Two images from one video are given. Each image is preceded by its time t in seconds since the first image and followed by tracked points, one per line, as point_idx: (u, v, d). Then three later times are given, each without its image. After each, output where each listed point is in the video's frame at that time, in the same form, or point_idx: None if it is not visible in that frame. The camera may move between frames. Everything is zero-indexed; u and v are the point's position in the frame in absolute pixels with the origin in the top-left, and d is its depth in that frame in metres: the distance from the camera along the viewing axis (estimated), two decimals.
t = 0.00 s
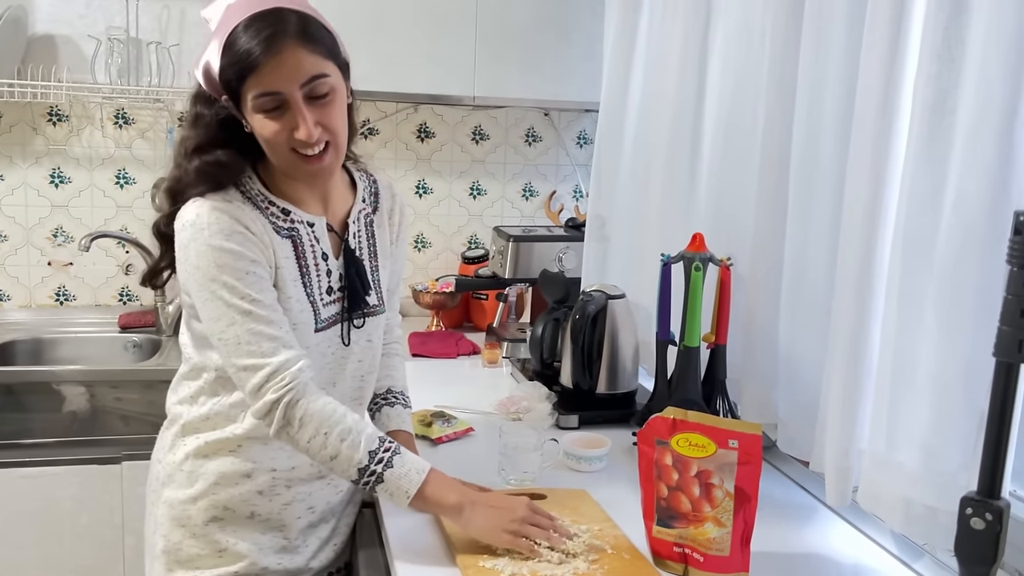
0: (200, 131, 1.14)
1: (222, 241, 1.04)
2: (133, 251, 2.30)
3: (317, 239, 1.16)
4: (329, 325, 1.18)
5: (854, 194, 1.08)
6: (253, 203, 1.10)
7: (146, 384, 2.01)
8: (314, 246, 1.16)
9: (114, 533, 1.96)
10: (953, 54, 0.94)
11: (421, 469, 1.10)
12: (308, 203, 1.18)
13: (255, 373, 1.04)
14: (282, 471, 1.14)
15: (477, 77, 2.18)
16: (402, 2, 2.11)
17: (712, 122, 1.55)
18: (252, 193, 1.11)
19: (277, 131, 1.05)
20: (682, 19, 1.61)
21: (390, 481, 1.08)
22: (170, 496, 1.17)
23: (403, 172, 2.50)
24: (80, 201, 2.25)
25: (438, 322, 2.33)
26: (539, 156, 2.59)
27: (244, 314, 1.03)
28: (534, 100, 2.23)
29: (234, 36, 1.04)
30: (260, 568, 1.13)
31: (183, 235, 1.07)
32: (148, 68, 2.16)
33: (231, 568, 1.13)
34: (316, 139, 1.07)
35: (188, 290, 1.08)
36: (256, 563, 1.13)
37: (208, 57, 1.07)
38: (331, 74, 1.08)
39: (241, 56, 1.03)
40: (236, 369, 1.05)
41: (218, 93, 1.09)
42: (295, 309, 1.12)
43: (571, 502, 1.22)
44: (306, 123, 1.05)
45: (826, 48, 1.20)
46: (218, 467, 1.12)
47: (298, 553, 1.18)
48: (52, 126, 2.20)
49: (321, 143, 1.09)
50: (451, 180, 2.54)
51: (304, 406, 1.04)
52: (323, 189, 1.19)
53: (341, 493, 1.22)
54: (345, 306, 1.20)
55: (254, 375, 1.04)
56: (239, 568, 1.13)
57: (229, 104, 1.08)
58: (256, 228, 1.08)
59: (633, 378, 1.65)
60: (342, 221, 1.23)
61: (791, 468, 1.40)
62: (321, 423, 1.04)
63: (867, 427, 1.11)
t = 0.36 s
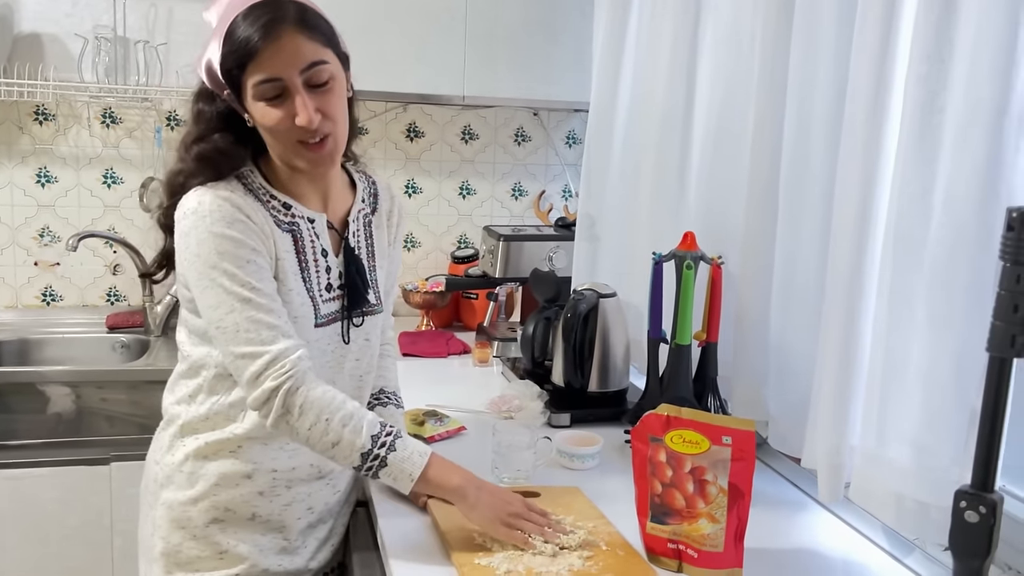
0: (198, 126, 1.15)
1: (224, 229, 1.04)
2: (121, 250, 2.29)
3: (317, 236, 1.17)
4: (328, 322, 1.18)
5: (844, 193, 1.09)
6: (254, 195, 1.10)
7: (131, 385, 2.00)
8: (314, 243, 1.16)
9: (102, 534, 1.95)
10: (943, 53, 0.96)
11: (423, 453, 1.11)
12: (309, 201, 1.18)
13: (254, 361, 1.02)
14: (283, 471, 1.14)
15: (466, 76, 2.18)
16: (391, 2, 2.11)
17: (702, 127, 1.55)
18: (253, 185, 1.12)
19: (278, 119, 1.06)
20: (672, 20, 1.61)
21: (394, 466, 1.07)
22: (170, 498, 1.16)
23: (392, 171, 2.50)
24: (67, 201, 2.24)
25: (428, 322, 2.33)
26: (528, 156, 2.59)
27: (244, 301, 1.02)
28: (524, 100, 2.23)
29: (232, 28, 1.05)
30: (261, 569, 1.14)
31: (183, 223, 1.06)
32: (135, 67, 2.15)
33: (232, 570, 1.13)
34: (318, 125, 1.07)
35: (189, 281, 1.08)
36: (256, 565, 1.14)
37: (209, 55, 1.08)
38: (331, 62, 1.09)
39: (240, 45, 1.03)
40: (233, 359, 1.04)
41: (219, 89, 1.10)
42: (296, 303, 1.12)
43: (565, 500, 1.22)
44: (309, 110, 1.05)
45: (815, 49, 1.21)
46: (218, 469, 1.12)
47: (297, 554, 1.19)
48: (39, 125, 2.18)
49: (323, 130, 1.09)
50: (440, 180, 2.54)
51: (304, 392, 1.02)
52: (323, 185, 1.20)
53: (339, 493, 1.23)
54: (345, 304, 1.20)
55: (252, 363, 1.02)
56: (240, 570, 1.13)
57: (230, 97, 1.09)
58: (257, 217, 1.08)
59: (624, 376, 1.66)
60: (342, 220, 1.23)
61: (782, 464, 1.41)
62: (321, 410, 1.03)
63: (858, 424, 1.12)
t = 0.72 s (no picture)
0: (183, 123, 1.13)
1: (234, 222, 1.02)
2: (102, 251, 2.27)
3: (308, 231, 1.17)
4: (323, 317, 1.18)
5: (830, 194, 1.12)
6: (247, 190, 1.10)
7: (109, 387, 1.96)
8: (305, 238, 1.16)
9: (86, 538, 1.93)
10: (927, 57, 0.98)
11: (420, 470, 1.10)
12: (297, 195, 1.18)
13: (268, 354, 1.00)
14: (281, 475, 1.15)
15: (451, 76, 2.19)
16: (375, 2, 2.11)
17: (688, 125, 1.57)
18: (246, 182, 1.11)
19: (273, 113, 1.06)
20: (657, 22, 1.63)
21: (389, 476, 1.06)
22: (168, 506, 1.15)
23: (375, 172, 2.49)
24: (47, 202, 2.21)
25: (413, 322, 2.33)
26: (511, 156, 2.60)
27: (258, 293, 1.01)
28: (508, 100, 2.24)
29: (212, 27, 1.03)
30: None
31: (186, 220, 1.03)
32: (117, 67, 2.14)
33: None
34: (312, 116, 1.08)
35: (188, 278, 1.04)
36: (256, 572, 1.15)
37: (192, 61, 1.06)
38: (314, 51, 1.09)
39: (227, 42, 1.02)
40: (242, 353, 1.01)
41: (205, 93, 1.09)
42: (296, 298, 1.12)
43: (556, 498, 1.23)
44: (303, 100, 1.06)
45: (800, 50, 1.23)
46: (217, 476, 1.12)
47: (297, 557, 1.20)
48: (18, 126, 2.16)
49: (316, 121, 1.10)
50: (423, 180, 2.54)
51: (317, 388, 1.01)
52: (310, 182, 1.20)
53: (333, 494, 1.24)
54: (335, 299, 1.21)
55: (265, 356, 1.00)
56: None
57: (217, 100, 1.08)
58: (262, 212, 1.07)
59: (610, 374, 1.68)
60: (326, 215, 1.25)
61: (767, 461, 1.44)
62: (332, 408, 1.02)
63: (845, 421, 1.15)
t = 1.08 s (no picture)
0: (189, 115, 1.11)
1: (230, 225, 1.02)
2: (99, 251, 2.25)
3: (307, 229, 1.17)
4: (323, 314, 1.18)
5: (834, 192, 1.12)
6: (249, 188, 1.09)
7: (102, 387, 1.95)
8: (304, 235, 1.16)
9: (83, 540, 1.92)
10: (933, 55, 0.99)
11: (424, 449, 1.05)
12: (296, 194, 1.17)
13: (251, 363, 0.99)
14: (282, 478, 1.14)
15: (449, 75, 2.18)
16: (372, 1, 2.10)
17: (689, 123, 1.57)
18: (247, 179, 1.10)
19: (307, 125, 1.06)
20: (658, 21, 1.63)
21: (392, 466, 1.03)
22: (167, 512, 1.15)
23: (372, 171, 2.49)
24: (42, 201, 2.20)
25: (411, 321, 2.33)
26: (509, 155, 2.60)
27: (245, 299, 0.99)
28: (505, 99, 2.24)
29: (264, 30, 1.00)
30: None
31: (185, 220, 1.03)
32: (112, 66, 2.11)
33: None
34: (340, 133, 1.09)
35: (184, 279, 1.04)
36: None
37: (233, 49, 1.02)
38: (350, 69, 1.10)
39: (282, 53, 1.00)
40: (231, 360, 1.00)
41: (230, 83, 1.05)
42: (293, 297, 1.11)
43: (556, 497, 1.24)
44: (339, 117, 1.07)
45: (802, 48, 1.24)
46: (218, 481, 1.12)
47: (299, 560, 1.20)
48: (13, 125, 2.15)
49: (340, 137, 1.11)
50: (421, 179, 2.53)
51: (299, 396, 0.99)
52: (309, 182, 1.20)
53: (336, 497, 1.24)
54: (335, 297, 1.21)
55: (250, 365, 0.99)
56: None
57: (243, 94, 1.04)
58: (262, 214, 1.07)
59: (611, 373, 1.68)
60: (325, 214, 1.25)
61: (770, 460, 1.44)
62: (315, 414, 0.99)
63: (849, 420, 1.15)
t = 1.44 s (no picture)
0: (260, 109, 1.09)
1: (273, 224, 1.00)
2: (101, 245, 2.25)
3: (340, 231, 1.16)
4: (347, 318, 1.18)
5: (842, 184, 1.12)
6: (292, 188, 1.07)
7: (104, 380, 1.95)
8: (338, 238, 1.15)
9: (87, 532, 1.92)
10: (943, 46, 0.98)
11: (446, 453, 1.07)
12: (334, 196, 1.17)
13: (280, 362, 0.98)
14: (289, 470, 1.14)
15: (451, 68, 2.17)
16: None
17: (694, 115, 1.56)
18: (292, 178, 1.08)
19: (373, 135, 1.07)
20: (663, 12, 1.62)
21: (414, 470, 1.04)
22: (175, 497, 1.15)
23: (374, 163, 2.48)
24: (45, 194, 2.19)
25: (415, 315, 2.32)
26: (511, 147, 2.59)
27: (281, 299, 0.98)
28: (507, 91, 2.23)
29: (360, 33, 1.01)
30: (265, 570, 1.15)
31: (226, 214, 1.01)
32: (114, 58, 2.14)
33: (238, 569, 1.14)
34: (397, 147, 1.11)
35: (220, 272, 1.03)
36: (261, 566, 1.15)
37: (322, 46, 1.02)
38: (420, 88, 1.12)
39: (375, 66, 1.01)
40: (259, 358, 0.99)
41: (309, 75, 1.04)
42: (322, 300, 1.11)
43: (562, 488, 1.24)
44: (405, 134, 1.09)
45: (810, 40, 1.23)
46: (225, 468, 1.12)
47: (303, 552, 1.20)
48: (15, 118, 2.14)
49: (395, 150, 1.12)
50: (423, 172, 2.53)
51: (325, 399, 0.99)
52: (347, 185, 1.19)
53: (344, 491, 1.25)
54: (360, 300, 1.21)
55: (278, 364, 0.98)
56: (246, 570, 1.14)
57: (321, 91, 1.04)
58: (301, 213, 1.06)
59: (616, 366, 1.68)
60: (356, 217, 1.24)
61: (778, 453, 1.43)
62: (340, 418, 0.99)
63: (856, 413, 1.14)
